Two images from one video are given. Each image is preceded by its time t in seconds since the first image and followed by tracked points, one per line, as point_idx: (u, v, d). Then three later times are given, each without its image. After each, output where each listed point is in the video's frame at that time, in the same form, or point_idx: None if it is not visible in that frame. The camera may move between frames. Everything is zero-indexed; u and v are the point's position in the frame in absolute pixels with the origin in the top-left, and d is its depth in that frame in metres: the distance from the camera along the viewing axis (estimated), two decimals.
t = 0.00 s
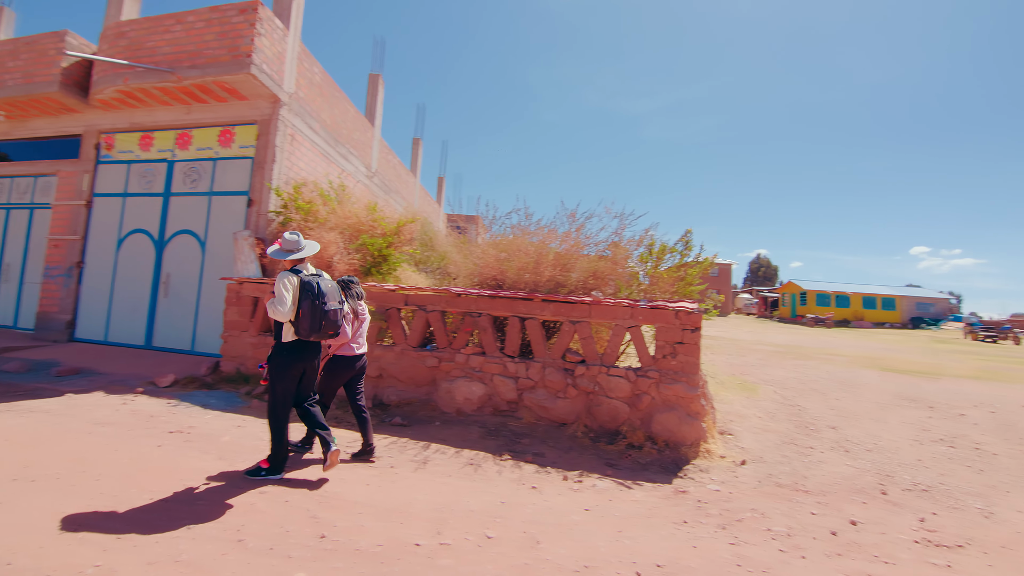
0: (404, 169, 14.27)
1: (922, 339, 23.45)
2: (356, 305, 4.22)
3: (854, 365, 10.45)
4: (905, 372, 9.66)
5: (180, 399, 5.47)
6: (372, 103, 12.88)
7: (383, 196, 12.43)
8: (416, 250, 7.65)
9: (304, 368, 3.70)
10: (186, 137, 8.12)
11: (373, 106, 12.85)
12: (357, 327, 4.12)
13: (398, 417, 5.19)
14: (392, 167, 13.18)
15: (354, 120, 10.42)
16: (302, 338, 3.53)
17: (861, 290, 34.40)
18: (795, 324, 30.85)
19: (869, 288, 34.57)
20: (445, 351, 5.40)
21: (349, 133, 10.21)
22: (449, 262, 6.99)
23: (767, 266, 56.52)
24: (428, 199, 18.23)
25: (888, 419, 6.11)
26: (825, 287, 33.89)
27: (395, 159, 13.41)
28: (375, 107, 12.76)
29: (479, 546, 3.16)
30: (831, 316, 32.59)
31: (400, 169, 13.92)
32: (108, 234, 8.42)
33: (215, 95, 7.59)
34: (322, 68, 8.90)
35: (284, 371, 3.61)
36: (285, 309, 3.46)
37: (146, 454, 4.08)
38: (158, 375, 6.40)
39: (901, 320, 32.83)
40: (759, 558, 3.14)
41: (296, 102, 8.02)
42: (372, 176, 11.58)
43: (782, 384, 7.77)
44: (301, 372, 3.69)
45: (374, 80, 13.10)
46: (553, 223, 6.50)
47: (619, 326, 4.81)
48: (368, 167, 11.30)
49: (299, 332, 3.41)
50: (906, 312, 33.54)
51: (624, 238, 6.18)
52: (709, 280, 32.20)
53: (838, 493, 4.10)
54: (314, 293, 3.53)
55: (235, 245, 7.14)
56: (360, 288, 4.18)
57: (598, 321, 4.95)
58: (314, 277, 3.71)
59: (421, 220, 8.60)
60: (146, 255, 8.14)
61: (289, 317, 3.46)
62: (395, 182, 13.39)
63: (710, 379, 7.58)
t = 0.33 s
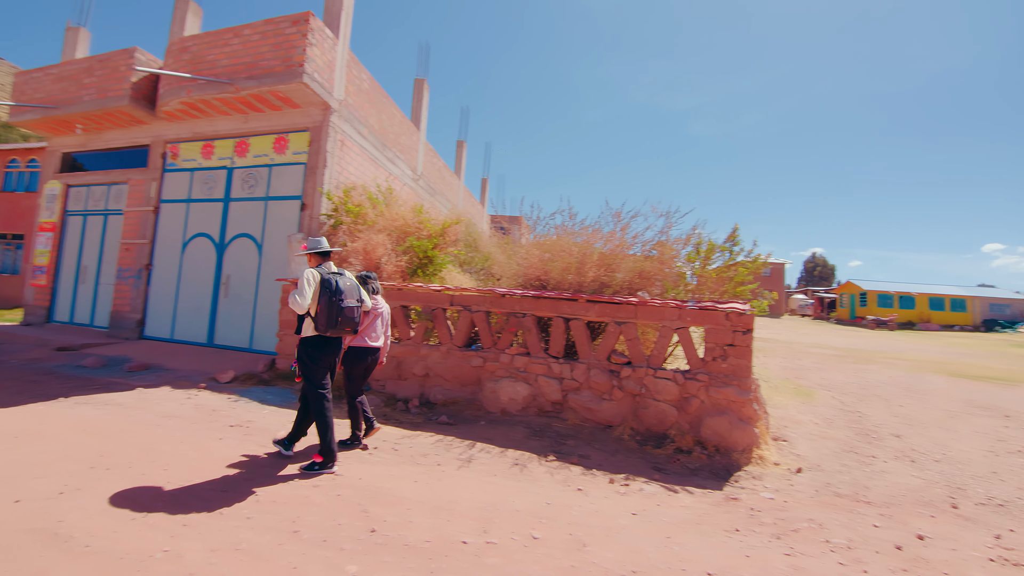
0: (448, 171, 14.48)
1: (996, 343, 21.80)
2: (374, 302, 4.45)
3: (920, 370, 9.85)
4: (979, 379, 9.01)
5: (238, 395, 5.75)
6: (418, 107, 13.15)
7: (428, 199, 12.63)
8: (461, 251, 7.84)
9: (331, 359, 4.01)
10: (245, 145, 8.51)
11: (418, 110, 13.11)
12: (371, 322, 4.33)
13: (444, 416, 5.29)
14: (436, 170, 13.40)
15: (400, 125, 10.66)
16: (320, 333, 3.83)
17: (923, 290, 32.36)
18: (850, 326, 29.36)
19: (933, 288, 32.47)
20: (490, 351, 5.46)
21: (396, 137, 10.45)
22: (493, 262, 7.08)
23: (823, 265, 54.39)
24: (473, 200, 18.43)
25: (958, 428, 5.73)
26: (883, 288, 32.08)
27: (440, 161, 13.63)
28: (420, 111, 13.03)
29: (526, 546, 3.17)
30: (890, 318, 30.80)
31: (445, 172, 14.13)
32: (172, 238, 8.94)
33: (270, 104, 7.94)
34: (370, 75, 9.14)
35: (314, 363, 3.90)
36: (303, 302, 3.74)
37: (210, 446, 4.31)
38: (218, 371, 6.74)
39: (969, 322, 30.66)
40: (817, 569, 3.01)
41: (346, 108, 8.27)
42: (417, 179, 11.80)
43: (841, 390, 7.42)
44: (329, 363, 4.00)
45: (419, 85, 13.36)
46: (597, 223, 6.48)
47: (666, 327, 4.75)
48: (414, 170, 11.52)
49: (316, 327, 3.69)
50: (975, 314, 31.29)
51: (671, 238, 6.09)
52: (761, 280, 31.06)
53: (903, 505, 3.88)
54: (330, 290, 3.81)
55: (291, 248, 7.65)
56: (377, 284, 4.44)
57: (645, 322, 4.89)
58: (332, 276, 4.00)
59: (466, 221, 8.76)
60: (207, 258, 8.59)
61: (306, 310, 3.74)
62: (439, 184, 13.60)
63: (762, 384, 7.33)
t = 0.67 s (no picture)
0: (490, 172, 14.59)
1: None
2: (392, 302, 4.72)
3: (993, 376, 9.16)
4: None
5: (290, 392, 6.00)
6: (460, 110, 13.32)
7: (471, 200, 12.77)
8: (502, 252, 7.95)
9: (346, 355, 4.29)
10: (296, 152, 8.85)
11: (460, 112, 13.28)
12: (388, 320, 4.62)
13: (487, 416, 5.35)
14: (478, 172, 13.53)
15: (443, 128, 10.83)
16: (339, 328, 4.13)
17: (991, 291, 30.18)
18: (909, 329, 27.72)
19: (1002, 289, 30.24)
20: (532, 352, 5.47)
21: (439, 141, 10.63)
22: (534, 263, 7.13)
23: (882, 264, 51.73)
24: (513, 201, 18.50)
25: None
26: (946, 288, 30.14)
27: (481, 163, 13.76)
28: (462, 113, 13.19)
29: (570, 549, 3.15)
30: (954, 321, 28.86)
31: (486, 173, 14.25)
32: (227, 242, 9.40)
33: (320, 111, 8.22)
34: (414, 80, 9.32)
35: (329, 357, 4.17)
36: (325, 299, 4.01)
37: (264, 441, 4.50)
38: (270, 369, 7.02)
39: None
40: None
41: (391, 113, 8.48)
42: (460, 181, 11.95)
43: (903, 396, 7.01)
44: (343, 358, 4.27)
45: (460, 88, 13.54)
46: (641, 222, 6.42)
47: (713, 329, 4.65)
48: (457, 173, 11.67)
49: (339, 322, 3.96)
50: None
51: (719, 237, 5.95)
52: (813, 280, 29.77)
53: (973, 520, 3.63)
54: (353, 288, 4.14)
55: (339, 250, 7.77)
56: (398, 286, 4.70)
57: (691, 324, 4.81)
58: (353, 276, 4.34)
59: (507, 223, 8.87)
60: (259, 260, 8.99)
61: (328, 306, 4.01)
62: (481, 186, 13.73)
63: (816, 389, 7.04)
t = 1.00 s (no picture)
0: (526, 173, 14.61)
1: None
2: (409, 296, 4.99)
3: None
4: None
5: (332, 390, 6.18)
6: (496, 111, 13.39)
7: (507, 201, 12.81)
8: (539, 252, 8.06)
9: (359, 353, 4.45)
10: (337, 156, 9.08)
11: (496, 113, 13.35)
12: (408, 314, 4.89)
13: (524, 416, 5.37)
14: (514, 172, 13.57)
15: (480, 130, 10.91)
16: (362, 323, 4.35)
17: None
18: (968, 331, 26.14)
19: None
20: (569, 353, 5.46)
21: (476, 142, 10.73)
22: (571, 263, 7.16)
23: (937, 263, 49.17)
24: (548, 201, 18.47)
25: None
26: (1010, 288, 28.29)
27: (517, 164, 13.80)
28: (498, 114, 13.27)
29: (609, 552, 3.12)
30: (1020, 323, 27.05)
31: (522, 173, 14.29)
32: (272, 244, 9.75)
33: (360, 116, 8.43)
34: (451, 83, 9.43)
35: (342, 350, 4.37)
36: (348, 298, 4.26)
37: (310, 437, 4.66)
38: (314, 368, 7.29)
39: None
40: None
41: (429, 116, 8.59)
42: (496, 182, 12.02)
43: (965, 403, 6.62)
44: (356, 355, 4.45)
45: (496, 90, 13.61)
46: (681, 221, 6.34)
47: (757, 331, 4.54)
48: (493, 173, 11.73)
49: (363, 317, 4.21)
50: None
51: (763, 235, 5.81)
52: (863, 279, 28.51)
53: None
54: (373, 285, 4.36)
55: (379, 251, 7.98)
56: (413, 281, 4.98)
57: (734, 325, 4.70)
58: (369, 273, 4.54)
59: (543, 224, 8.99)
60: (302, 262, 9.28)
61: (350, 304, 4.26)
62: (517, 187, 13.77)
63: (867, 393, 6.75)
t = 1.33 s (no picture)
0: (565, 173, 14.57)
1: None
2: (427, 297, 5.05)
3: None
4: None
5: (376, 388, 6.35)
6: (535, 111, 13.41)
7: (546, 202, 12.83)
8: (579, 253, 8.07)
9: (368, 351, 4.57)
10: (380, 160, 9.29)
11: (535, 114, 13.37)
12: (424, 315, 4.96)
13: (565, 417, 5.37)
14: (553, 172, 13.54)
15: (519, 131, 10.95)
16: (370, 326, 4.47)
17: None
18: None
19: None
20: (610, 354, 5.43)
21: (515, 143, 10.79)
22: (612, 264, 7.17)
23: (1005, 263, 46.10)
24: (588, 201, 18.35)
25: None
26: None
27: (556, 164, 13.78)
28: (537, 115, 13.28)
29: (653, 556, 3.06)
30: None
31: (562, 173, 14.26)
32: (317, 247, 10.08)
33: (403, 120, 8.59)
34: (490, 85, 9.53)
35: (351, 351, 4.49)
36: (355, 303, 4.39)
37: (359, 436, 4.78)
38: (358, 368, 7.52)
39: None
40: None
41: (468, 119, 8.68)
42: (535, 182, 12.04)
43: None
44: (368, 353, 4.58)
45: (535, 90, 13.62)
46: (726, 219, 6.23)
47: (807, 333, 4.40)
48: (532, 174, 11.76)
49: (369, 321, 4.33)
50: None
51: (813, 233, 5.68)
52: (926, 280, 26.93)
53: None
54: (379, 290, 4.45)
55: (420, 252, 8.02)
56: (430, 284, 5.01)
57: (782, 327, 4.56)
58: (378, 277, 4.65)
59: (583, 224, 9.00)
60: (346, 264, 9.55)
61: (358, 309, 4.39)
62: (556, 187, 13.75)
63: (929, 400, 6.40)
